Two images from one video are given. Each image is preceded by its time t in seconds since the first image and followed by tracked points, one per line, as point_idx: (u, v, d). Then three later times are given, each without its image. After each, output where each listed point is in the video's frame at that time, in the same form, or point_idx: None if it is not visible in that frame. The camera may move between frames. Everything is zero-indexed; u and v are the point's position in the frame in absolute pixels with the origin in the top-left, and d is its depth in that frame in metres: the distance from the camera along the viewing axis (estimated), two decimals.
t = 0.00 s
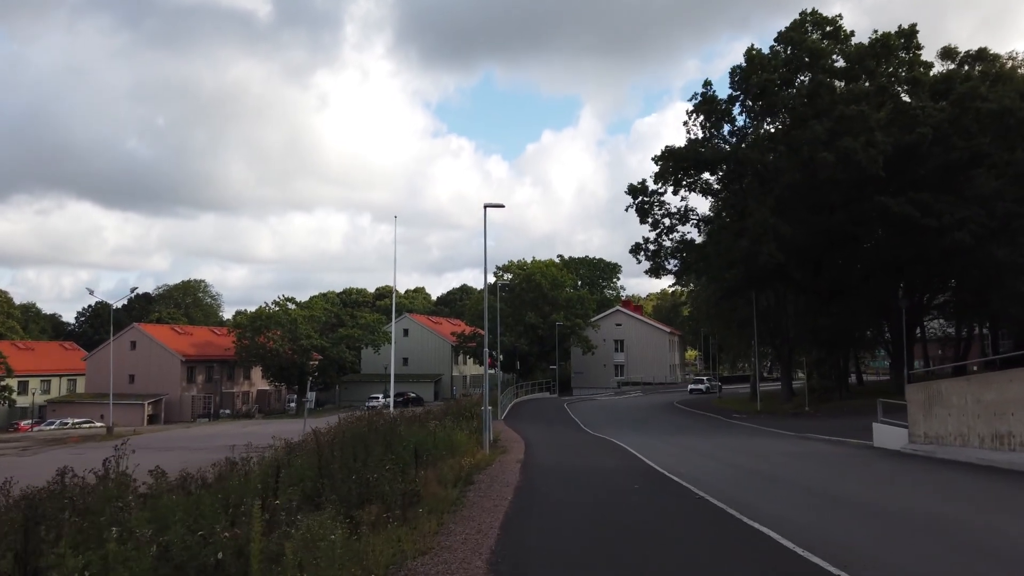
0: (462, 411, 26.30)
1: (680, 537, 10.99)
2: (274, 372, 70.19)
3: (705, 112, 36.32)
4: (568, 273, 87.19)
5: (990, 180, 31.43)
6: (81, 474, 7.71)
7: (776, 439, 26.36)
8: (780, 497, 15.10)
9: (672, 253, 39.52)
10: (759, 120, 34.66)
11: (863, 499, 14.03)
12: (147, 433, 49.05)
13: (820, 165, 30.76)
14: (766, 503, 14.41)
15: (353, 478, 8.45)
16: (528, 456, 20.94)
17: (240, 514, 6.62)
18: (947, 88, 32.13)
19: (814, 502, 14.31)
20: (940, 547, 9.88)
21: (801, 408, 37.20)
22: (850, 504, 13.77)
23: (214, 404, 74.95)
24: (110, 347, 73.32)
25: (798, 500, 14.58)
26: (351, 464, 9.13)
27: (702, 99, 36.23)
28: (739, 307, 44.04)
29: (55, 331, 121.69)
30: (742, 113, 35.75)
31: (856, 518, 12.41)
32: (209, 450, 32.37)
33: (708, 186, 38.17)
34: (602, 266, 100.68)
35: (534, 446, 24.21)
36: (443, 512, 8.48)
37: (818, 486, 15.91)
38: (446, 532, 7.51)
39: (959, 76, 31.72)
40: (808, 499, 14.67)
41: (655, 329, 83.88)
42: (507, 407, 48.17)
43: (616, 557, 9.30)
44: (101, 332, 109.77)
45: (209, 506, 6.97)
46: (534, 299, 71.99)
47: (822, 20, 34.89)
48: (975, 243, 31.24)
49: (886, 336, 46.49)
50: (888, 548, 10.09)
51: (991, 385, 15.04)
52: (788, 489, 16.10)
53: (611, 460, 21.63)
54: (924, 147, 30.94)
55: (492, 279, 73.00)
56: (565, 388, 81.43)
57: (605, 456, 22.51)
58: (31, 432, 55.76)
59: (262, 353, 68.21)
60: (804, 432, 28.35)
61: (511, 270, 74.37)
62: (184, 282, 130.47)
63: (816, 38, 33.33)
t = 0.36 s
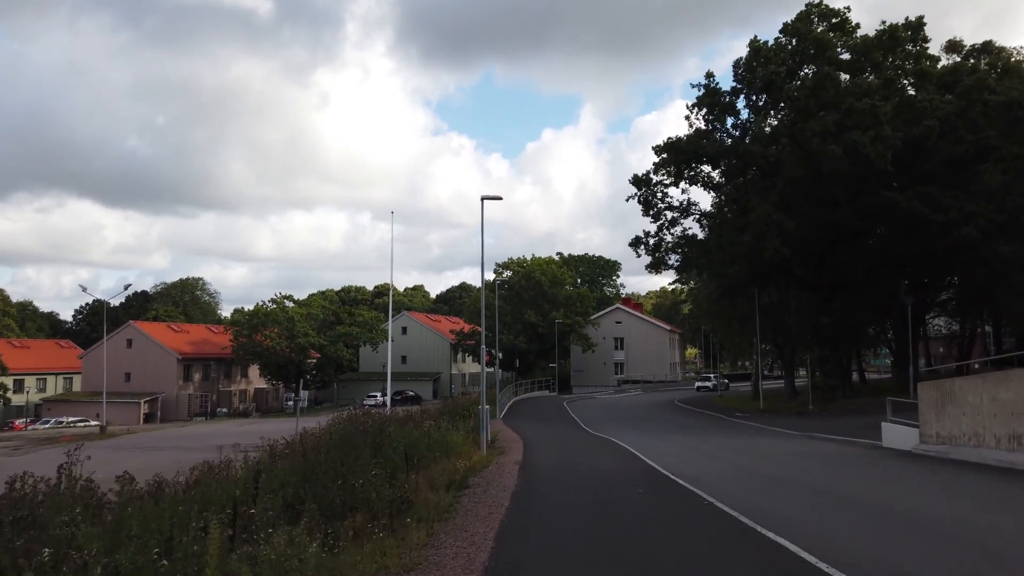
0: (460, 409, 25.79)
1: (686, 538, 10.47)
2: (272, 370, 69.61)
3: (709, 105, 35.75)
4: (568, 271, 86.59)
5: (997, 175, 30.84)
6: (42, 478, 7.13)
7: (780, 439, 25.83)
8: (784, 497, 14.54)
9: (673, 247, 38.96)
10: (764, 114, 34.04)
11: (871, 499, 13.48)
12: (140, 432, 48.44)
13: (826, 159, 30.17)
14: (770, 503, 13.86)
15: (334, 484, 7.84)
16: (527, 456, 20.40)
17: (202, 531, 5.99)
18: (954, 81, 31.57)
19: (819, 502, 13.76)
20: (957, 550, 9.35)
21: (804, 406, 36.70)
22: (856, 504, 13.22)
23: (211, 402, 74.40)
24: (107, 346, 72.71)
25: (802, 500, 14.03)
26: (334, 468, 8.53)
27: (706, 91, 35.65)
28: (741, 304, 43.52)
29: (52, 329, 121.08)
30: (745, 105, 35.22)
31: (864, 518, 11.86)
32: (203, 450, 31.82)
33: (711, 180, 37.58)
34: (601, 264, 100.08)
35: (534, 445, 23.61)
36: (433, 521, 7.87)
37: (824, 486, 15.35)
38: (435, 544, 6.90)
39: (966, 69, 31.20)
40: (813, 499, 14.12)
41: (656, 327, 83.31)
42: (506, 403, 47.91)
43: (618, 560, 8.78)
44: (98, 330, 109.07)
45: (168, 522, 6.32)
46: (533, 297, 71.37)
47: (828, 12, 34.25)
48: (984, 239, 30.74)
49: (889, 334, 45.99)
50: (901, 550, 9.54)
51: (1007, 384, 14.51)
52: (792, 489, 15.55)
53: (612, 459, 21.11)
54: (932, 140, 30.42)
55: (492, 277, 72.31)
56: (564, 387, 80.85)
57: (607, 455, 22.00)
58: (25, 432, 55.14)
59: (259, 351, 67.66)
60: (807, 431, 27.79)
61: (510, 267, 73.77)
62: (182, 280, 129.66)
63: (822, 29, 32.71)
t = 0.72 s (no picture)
0: (461, 409, 25.18)
1: (699, 539, 9.87)
2: (273, 369, 69.04)
3: (716, 99, 35.11)
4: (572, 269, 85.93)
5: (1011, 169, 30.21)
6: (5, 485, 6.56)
7: (790, 439, 25.20)
8: (789, 498, 14.01)
9: (679, 244, 38.33)
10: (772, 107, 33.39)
11: (886, 501, 12.90)
12: (139, 431, 47.82)
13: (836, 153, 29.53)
14: (782, 504, 13.28)
15: (320, 487, 7.28)
16: (531, 457, 19.81)
17: (165, 544, 5.42)
18: (967, 74, 30.94)
19: (823, 501, 13.28)
20: (978, 554, 8.79)
21: (813, 406, 36.06)
22: (864, 504, 12.71)
23: (212, 401, 73.89)
24: (108, 344, 72.23)
25: (816, 502, 13.45)
26: (321, 469, 7.97)
27: (713, 85, 35.02)
28: (748, 302, 42.87)
29: (55, 328, 120.64)
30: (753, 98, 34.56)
31: (873, 519, 11.33)
32: (201, 450, 31.25)
33: (718, 175, 36.94)
34: (605, 263, 99.45)
35: (537, 446, 23.00)
36: (428, 527, 7.30)
37: (836, 485, 14.74)
38: (429, 555, 6.29)
39: (979, 62, 30.59)
40: (819, 499, 13.62)
41: (660, 326, 82.64)
42: (508, 402, 47.26)
43: (629, 563, 8.23)
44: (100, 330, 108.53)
45: (128, 536, 5.75)
46: (536, 295, 70.73)
47: (838, 3, 33.57)
48: (998, 235, 30.11)
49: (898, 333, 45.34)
50: (924, 554, 8.97)
51: None
52: (802, 488, 14.99)
53: (618, 460, 20.49)
54: (945, 134, 29.78)
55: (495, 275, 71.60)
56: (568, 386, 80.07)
57: (612, 456, 21.40)
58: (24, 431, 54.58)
59: (261, 350, 67.11)
60: (817, 431, 27.16)
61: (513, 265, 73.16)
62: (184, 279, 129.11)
63: (832, 21, 32.04)
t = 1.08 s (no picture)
0: (459, 411, 24.71)
1: (705, 545, 9.32)
2: (272, 370, 68.55)
3: (718, 97, 34.64)
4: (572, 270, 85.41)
5: (1018, 167, 29.72)
6: None
7: (794, 441, 24.72)
8: (799, 503, 13.51)
9: (680, 244, 37.87)
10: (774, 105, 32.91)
11: (900, 506, 12.42)
12: (135, 433, 47.29)
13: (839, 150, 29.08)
14: (791, 509, 12.79)
15: (302, 497, 6.82)
16: (530, 459, 19.34)
17: (125, 561, 4.97)
18: (973, 71, 30.45)
19: (827, 504, 12.83)
20: (1005, 559, 8.28)
21: (816, 407, 35.59)
22: (878, 510, 12.21)
23: (210, 403, 73.43)
24: (105, 345, 71.76)
25: (827, 507, 12.95)
26: (305, 477, 7.51)
27: (714, 82, 34.54)
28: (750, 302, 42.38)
29: (53, 329, 120.20)
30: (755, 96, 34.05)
31: (885, 525, 10.85)
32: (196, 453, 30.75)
33: (719, 174, 36.48)
34: (605, 263, 98.98)
35: (537, 449, 22.48)
36: (418, 540, 6.84)
37: (843, 488, 14.24)
38: (416, 571, 5.78)
39: (985, 58, 30.10)
40: (831, 505, 13.10)
41: (661, 327, 82.12)
42: (507, 403, 46.72)
43: (633, 574, 7.75)
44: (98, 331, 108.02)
45: (89, 553, 5.32)
46: (535, 296, 70.19)
47: None
48: (1004, 233, 29.65)
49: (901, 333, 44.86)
50: (947, 565, 8.49)
51: None
52: (808, 491, 14.49)
53: (620, 463, 20.01)
54: (952, 132, 29.29)
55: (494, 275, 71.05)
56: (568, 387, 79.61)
57: (614, 459, 20.92)
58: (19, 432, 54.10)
59: (259, 351, 66.65)
60: (822, 433, 26.68)
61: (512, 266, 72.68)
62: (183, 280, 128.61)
63: (836, 16, 31.54)
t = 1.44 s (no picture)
0: (456, 412, 24.14)
1: (708, 550, 8.80)
2: (268, 370, 67.95)
3: (718, 92, 34.08)
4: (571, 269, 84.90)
5: None
6: None
7: (799, 441, 24.16)
8: (809, 506, 12.94)
9: (681, 242, 37.31)
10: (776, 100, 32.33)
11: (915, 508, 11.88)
12: (129, 434, 46.63)
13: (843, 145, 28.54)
14: (800, 513, 12.25)
15: (277, 504, 6.29)
16: (527, 461, 18.79)
17: None
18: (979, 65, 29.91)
19: (837, 507, 12.31)
20: None
21: (819, 407, 35.06)
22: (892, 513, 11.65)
23: (207, 403, 72.83)
24: (100, 345, 71.18)
25: (838, 510, 12.39)
26: (281, 484, 6.94)
27: (715, 77, 33.99)
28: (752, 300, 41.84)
29: (51, 329, 119.49)
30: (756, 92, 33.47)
31: (903, 530, 10.28)
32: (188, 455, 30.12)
33: (720, 172, 35.93)
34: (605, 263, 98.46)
35: (535, 450, 21.92)
36: (402, 552, 6.30)
37: (855, 491, 13.68)
38: None
39: (992, 52, 29.56)
40: (843, 509, 12.54)
41: (661, 327, 81.58)
42: (506, 404, 46.13)
43: None
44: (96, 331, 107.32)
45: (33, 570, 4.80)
46: (534, 296, 69.55)
47: None
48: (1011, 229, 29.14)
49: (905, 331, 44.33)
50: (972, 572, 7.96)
51: None
52: (816, 494, 13.95)
53: (621, 464, 19.46)
54: (958, 127, 28.74)
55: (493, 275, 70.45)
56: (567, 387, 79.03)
57: (614, 460, 20.38)
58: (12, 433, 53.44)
59: (255, 351, 66.05)
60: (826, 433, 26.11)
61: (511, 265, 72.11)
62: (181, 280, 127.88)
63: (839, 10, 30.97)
